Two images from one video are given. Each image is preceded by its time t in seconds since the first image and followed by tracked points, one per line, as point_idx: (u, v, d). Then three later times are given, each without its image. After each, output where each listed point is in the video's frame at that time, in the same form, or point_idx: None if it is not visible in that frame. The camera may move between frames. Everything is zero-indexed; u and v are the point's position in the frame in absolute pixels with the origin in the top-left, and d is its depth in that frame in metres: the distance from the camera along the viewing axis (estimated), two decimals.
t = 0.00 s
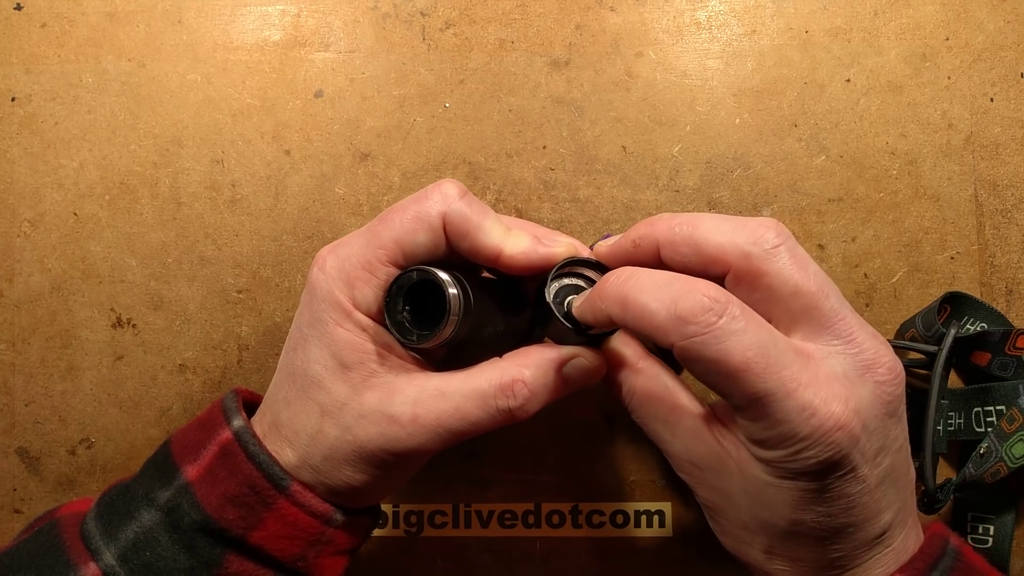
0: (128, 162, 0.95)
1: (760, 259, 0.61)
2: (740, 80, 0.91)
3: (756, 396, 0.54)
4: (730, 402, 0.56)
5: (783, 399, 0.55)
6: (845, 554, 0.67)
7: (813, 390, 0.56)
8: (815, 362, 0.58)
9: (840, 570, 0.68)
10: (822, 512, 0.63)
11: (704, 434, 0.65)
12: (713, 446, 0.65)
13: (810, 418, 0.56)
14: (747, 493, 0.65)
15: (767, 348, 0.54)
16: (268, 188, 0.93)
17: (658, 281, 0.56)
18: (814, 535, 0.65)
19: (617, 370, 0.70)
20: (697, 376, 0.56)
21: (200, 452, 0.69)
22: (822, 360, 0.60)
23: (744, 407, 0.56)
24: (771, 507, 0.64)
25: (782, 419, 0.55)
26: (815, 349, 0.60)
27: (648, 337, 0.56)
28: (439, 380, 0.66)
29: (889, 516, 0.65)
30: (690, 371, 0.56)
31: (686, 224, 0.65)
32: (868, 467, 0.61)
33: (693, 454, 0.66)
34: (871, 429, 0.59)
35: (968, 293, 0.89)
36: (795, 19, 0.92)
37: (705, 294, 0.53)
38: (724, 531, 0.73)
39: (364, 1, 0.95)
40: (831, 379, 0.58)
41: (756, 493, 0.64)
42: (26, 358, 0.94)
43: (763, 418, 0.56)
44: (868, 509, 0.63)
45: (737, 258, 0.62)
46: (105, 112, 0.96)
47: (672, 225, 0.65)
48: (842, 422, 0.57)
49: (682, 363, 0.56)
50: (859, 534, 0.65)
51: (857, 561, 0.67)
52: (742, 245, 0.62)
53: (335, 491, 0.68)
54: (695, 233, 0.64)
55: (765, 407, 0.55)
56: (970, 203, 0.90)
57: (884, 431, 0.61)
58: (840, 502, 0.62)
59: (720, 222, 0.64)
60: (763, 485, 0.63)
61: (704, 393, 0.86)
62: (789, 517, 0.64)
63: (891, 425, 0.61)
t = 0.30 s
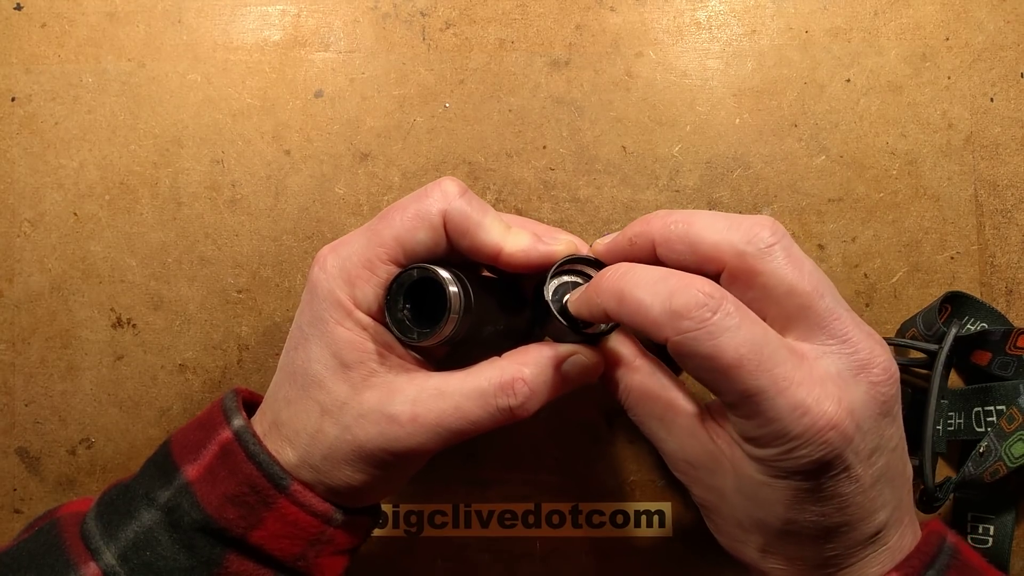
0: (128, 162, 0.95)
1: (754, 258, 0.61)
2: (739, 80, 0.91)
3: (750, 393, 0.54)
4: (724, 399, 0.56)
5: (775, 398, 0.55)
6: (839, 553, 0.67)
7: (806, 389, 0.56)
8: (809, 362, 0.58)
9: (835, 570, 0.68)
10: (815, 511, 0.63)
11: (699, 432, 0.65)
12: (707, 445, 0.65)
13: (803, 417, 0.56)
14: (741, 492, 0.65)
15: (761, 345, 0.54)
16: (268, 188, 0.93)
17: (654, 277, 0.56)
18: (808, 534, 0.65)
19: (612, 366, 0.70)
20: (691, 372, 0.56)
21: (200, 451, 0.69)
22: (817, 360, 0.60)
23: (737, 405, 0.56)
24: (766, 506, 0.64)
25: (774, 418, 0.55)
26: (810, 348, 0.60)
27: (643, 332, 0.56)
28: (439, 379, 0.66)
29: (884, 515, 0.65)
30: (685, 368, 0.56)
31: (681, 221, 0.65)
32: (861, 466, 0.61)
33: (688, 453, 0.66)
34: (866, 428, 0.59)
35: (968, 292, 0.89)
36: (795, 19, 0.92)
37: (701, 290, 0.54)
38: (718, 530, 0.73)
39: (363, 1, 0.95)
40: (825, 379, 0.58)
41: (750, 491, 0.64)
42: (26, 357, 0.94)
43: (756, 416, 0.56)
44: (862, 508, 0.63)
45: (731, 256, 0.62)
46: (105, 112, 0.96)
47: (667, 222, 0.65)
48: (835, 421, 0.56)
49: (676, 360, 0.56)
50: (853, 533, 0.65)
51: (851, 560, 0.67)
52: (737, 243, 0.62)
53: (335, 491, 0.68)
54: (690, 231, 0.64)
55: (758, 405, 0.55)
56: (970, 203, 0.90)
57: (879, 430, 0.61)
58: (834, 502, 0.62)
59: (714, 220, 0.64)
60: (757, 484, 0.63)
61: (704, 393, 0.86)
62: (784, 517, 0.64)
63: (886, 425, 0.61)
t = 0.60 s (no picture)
0: (128, 162, 0.95)
1: (752, 260, 0.61)
2: (739, 80, 0.91)
3: (748, 394, 0.55)
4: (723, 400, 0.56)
5: (775, 399, 0.55)
6: (840, 554, 0.67)
7: (806, 390, 0.56)
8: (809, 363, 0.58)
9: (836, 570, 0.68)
10: (816, 512, 0.63)
11: (700, 433, 0.65)
12: (708, 445, 0.65)
13: (803, 418, 0.56)
14: (741, 492, 0.65)
15: (760, 346, 0.54)
16: (268, 188, 0.93)
17: (652, 280, 0.56)
18: (809, 534, 0.65)
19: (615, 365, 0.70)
20: (690, 374, 0.56)
21: (200, 451, 0.69)
22: (817, 361, 0.60)
23: (737, 406, 0.56)
24: (766, 507, 0.64)
25: (774, 419, 0.55)
26: (810, 349, 0.60)
27: (642, 334, 0.56)
28: (439, 379, 0.66)
29: (885, 515, 0.65)
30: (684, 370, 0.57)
31: (679, 224, 0.65)
32: (862, 467, 0.61)
33: (689, 454, 0.66)
34: (867, 429, 0.59)
35: (968, 292, 0.89)
36: (795, 19, 0.92)
37: (699, 292, 0.54)
38: (719, 531, 0.73)
39: (363, 1, 0.95)
40: (825, 380, 0.58)
41: (751, 492, 0.64)
42: (26, 358, 0.94)
43: (756, 418, 0.56)
44: (863, 509, 0.63)
45: (729, 258, 0.62)
46: (105, 112, 0.96)
47: (665, 225, 0.66)
48: (836, 421, 0.56)
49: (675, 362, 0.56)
50: (854, 533, 0.65)
51: (853, 561, 0.67)
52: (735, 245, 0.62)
53: (335, 491, 0.68)
54: (688, 234, 0.64)
55: (757, 406, 0.55)
56: (970, 203, 0.90)
57: (880, 431, 0.61)
58: (835, 502, 0.62)
59: (712, 221, 0.64)
60: (757, 484, 0.63)
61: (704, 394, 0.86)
62: (785, 517, 0.64)
63: (887, 426, 0.61)
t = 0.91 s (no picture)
0: (128, 162, 0.95)
1: (750, 259, 0.61)
2: (739, 80, 0.91)
3: (748, 392, 0.55)
4: (721, 398, 0.57)
5: (775, 395, 0.55)
6: (842, 553, 0.67)
7: (806, 386, 0.56)
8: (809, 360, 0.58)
9: (838, 569, 0.68)
10: (817, 509, 0.63)
11: (701, 431, 0.65)
12: (709, 443, 0.65)
13: (803, 414, 0.56)
14: (742, 491, 0.65)
15: (758, 344, 0.54)
16: (268, 188, 0.93)
17: (649, 278, 0.56)
18: (810, 532, 0.65)
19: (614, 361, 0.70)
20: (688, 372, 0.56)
21: (200, 451, 0.69)
22: (817, 358, 0.60)
23: (736, 403, 0.56)
24: (768, 504, 0.64)
25: (775, 415, 0.56)
26: (808, 347, 0.60)
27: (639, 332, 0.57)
28: (439, 378, 0.66)
29: (886, 514, 0.65)
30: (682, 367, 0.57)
31: (677, 223, 0.65)
32: (863, 464, 0.61)
33: (689, 452, 0.67)
34: (867, 426, 0.59)
35: (968, 292, 0.89)
36: (794, 19, 0.92)
37: (695, 291, 0.54)
38: (721, 530, 0.73)
39: (363, 1, 0.95)
40: (826, 376, 0.58)
41: (752, 490, 0.64)
42: (27, 357, 0.94)
43: (755, 414, 0.56)
44: (864, 507, 0.63)
45: (727, 256, 0.62)
46: (105, 112, 0.96)
47: (663, 224, 0.66)
48: (837, 417, 0.56)
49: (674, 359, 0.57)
50: (855, 531, 0.65)
51: (855, 560, 0.67)
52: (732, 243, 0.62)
53: (335, 490, 0.68)
54: (685, 233, 0.64)
55: (756, 403, 0.55)
56: (970, 203, 0.90)
57: (881, 428, 0.61)
58: (836, 499, 0.62)
59: (710, 221, 0.64)
60: (758, 482, 0.63)
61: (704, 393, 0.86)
62: (786, 515, 0.64)
63: (887, 423, 0.61)
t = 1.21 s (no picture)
0: (128, 162, 0.95)
1: (757, 255, 0.61)
2: (739, 80, 0.91)
3: (760, 387, 0.54)
4: (732, 393, 0.56)
5: (785, 394, 0.55)
6: (845, 554, 0.66)
7: (815, 387, 0.56)
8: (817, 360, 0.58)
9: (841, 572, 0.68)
10: (821, 510, 0.62)
11: (702, 434, 0.66)
12: (709, 446, 0.65)
13: (810, 413, 0.56)
14: (746, 492, 0.65)
15: (775, 341, 0.53)
16: (268, 188, 0.93)
17: (670, 264, 0.55)
18: (814, 533, 0.65)
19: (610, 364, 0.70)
20: (700, 365, 0.56)
21: (199, 450, 0.69)
22: (823, 358, 0.60)
23: (745, 400, 0.56)
24: (771, 505, 0.64)
25: (782, 414, 0.55)
26: (815, 346, 0.61)
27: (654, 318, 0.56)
28: (436, 375, 0.66)
29: (890, 516, 0.65)
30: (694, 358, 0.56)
31: (683, 219, 0.65)
32: (868, 465, 0.61)
33: (691, 454, 0.67)
34: (871, 427, 0.59)
35: (968, 292, 0.89)
36: (795, 19, 0.92)
37: (718, 278, 0.53)
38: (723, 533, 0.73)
39: (363, 1, 0.95)
40: (832, 377, 0.58)
41: (754, 490, 0.64)
42: (26, 357, 0.94)
43: (764, 412, 0.56)
44: (869, 509, 0.63)
45: (734, 252, 0.62)
46: (105, 112, 0.96)
47: (670, 218, 0.65)
48: (842, 418, 0.57)
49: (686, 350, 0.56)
50: (859, 533, 0.65)
51: (859, 561, 0.67)
52: (739, 240, 0.62)
53: (334, 489, 0.68)
54: (692, 229, 0.64)
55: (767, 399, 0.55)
56: (970, 203, 0.90)
57: (885, 430, 0.61)
58: (840, 501, 0.62)
59: (717, 217, 0.63)
60: (762, 484, 0.63)
61: (704, 393, 0.86)
62: (789, 516, 0.64)
63: (892, 425, 0.61)
